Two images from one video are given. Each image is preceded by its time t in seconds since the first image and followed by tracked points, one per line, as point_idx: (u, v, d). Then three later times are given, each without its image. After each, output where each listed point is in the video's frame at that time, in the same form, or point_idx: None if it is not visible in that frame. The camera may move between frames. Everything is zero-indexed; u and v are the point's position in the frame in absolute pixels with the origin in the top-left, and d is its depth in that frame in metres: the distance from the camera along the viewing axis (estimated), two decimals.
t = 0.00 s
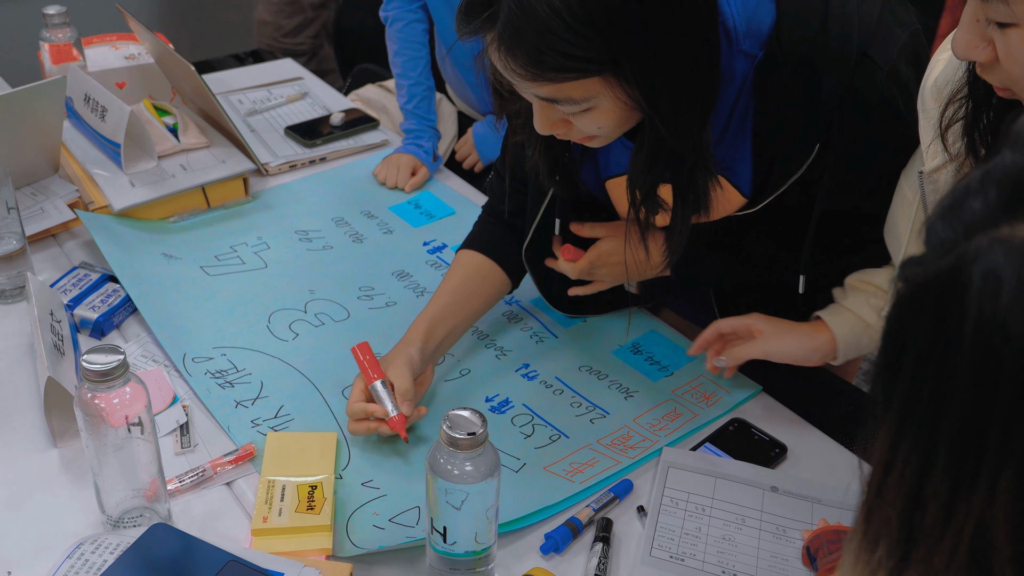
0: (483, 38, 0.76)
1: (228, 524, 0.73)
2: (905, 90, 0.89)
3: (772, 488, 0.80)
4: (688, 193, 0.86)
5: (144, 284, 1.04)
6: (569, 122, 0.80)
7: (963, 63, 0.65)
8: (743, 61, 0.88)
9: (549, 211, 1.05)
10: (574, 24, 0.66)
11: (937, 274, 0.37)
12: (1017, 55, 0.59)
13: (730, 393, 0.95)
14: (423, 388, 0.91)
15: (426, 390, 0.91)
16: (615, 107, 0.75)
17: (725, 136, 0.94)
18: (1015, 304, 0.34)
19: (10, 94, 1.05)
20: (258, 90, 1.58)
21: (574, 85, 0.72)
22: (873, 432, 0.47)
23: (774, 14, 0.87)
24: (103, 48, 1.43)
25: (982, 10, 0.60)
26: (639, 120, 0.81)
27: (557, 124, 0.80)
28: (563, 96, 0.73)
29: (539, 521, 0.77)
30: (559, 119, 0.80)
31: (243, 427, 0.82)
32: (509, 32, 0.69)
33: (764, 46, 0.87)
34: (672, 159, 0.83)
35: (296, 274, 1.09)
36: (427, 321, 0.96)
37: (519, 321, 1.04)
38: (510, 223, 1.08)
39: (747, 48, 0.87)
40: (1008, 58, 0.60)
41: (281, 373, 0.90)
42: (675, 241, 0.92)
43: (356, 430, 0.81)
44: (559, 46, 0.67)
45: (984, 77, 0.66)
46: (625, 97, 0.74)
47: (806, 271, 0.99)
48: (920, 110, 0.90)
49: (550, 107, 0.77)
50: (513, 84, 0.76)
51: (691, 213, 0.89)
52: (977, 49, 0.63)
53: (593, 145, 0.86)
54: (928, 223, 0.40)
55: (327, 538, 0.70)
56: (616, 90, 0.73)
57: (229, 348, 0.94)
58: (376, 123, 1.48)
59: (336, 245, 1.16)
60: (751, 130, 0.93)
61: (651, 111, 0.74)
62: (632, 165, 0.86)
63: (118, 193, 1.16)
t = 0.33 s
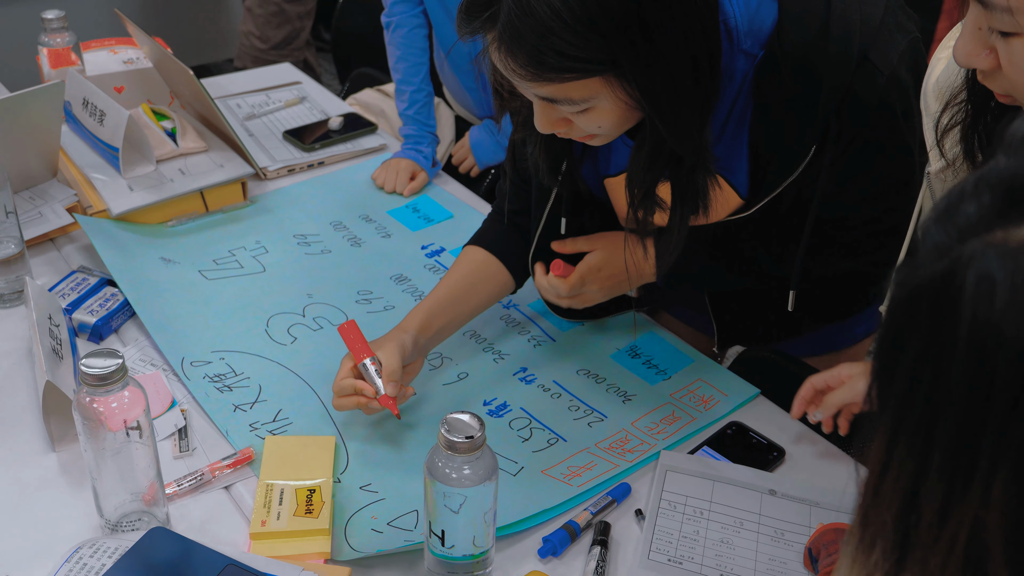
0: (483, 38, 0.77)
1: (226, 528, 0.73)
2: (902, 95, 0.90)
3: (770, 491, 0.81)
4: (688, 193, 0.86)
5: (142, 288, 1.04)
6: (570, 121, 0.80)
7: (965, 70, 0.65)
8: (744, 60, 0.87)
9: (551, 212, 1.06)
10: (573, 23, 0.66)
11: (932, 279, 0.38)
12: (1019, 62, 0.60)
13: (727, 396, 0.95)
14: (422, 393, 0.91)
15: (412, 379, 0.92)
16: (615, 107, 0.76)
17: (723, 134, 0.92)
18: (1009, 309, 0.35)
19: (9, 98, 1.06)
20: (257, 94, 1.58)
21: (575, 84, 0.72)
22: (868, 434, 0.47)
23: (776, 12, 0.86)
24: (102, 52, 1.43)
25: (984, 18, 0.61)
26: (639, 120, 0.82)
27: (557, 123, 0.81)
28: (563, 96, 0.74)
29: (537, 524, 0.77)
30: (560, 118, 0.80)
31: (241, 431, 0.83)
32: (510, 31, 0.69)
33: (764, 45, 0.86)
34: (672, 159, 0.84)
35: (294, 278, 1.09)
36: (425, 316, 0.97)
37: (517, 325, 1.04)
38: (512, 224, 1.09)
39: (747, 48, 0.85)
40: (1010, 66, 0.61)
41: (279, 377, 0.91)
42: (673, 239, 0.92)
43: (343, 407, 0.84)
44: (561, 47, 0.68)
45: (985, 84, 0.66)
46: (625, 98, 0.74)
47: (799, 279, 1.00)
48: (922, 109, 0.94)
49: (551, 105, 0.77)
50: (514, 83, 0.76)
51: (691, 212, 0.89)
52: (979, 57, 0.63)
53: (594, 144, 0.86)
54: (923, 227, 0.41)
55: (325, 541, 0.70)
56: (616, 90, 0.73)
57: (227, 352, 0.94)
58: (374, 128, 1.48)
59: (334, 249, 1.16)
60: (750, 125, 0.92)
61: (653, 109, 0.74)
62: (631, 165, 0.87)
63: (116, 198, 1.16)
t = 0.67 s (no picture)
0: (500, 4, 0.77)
1: (223, 535, 0.73)
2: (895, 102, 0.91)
3: (766, 496, 0.81)
4: (704, 171, 0.87)
5: (140, 295, 1.04)
6: (586, 93, 0.79)
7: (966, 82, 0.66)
8: (757, 39, 0.88)
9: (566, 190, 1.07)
10: None
11: (924, 284, 0.38)
12: None
13: (723, 401, 0.95)
14: (419, 398, 0.91)
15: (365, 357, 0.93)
16: (633, 77, 0.76)
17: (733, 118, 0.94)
18: (1001, 313, 0.35)
19: (6, 105, 1.06)
20: (253, 101, 1.59)
21: (594, 52, 0.72)
22: (861, 439, 0.48)
23: None
24: (98, 60, 1.43)
25: (988, 35, 0.61)
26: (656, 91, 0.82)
27: (574, 94, 0.80)
28: (581, 63, 0.73)
29: (534, 530, 0.77)
30: (577, 89, 0.79)
31: (238, 437, 0.83)
32: None
33: (779, 27, 0.87)
34: (688, 131, 0.84)
35: (291, 284, 1.09)
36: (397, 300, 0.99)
37: (514, 330, 1.05)
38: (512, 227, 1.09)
39: (763, 27, 0.87)
40: (1014, 80, 0.61)
41: (277, 384, 0.91)
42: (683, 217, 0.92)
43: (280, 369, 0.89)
44: (583, 10, 0.68)
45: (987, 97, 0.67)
46: (643, 64, 0.75)
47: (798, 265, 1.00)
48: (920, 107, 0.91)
49: (568, 74, 0.77)
50: (531, 51, 0.76)
51: (706, 188, 0.89)
52: (983, 72, 0.64)
53: (608, 119, 0.86)
54: (915, 232, 0.41)
55: (322, 547, 0.70)
56: (634, 56, 0.74)
57: (224, 359, 0.94)
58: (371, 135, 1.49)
59: (331, 255, 1.17)
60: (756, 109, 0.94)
61: (671, 81, 0.76)
62: (647, 141, 0.87)
63: (113, 205, 1.16)
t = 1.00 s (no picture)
0: None
1: (220, 545, 0.73)
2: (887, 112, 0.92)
3: (761, 505, 0.81)
4: (730, 165, 0.88)
5: (136, 305, 1.04)
6: (605, 76, 0.80)
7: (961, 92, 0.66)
8: (776, 40, 0.87)
9: (572, 176, 1.07)
10: None
11: (914, 293, 0.39)
12: None
13: (719, 409, 0.96)
14: (416, 408, 0.91)
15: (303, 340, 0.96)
16: (653, 58, 0.77)
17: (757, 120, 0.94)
18: (990, 323, 0.36)
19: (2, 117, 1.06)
20: (250, 112, 1.60)
21: (616, 30, 0.73)
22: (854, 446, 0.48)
23: None
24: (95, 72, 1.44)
25: (995, 33, 0.57)
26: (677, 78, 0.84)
27: (591, 78, 0.80)
28: (603, 41, 0.74)
29: (530, 539, 0.78)
30: (595, 72, 0.80)
31: (235, 447, 0.83)
32: None
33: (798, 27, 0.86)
34: (710, 115, 0.86)
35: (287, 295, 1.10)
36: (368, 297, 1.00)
37: (510, 339, 1.05)
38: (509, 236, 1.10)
39: (782, 28, 0.86)
40: (1019, 82, 0.57)
41: (274, 394, 0.91)
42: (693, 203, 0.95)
43: (220, 343, 0.91)
44: None
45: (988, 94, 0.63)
46: (663, 46, 0.76)
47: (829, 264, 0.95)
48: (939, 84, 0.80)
49: (589, 55, 0.77)
50: (553, 29, 0.76)
51: (733, 180, 0.89)
52: (987, 70, 0.59)
53: (624, 107, 0.87)
54: (904, 242, 0.41)
55: (319, 556, 0.70)
56: (656, 38, 0.75)
57: (221, 369, 0.94)
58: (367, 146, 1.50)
59: (328, 266, 1.17)
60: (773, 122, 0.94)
61: (692, 65, 0.77)
62: (671, 133, 0.89)
63: (110, 216, 1.17)
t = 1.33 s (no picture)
0: None
1: (218, 552, 0.73)
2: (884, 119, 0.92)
3: (761, 511, 0.81)
4: (732, 162, 0.89)
5: (135, 312, 1.04)
6: (613, 76, 0.80)
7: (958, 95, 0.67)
8: (786, 44, 0.88)
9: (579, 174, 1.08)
10: None
11: (911, 302, 0.39)
12: None
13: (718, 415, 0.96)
14: (415, 414, 0.91)
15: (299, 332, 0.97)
16: (660, 58, 0.77)
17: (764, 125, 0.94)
18: (988, 332, 0.36)
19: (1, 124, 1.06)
20: (247, 119, 1.60)
21: (624, 31, 0.73)
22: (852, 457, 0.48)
23: None
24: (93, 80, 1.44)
25: (993, 30, 0.57)
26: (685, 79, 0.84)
27: (599, 77, 0.80)
28: (610, 40, 0.74)
29: (529, 546, 0.77)
30: (602, 72, 0.80)
31: (234, 454, 0.83)
32: None
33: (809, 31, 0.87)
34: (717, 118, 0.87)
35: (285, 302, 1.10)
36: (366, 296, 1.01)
37: (509, 346, 1.05)
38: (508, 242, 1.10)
39: (793, 31, 0.87)
40: (1016, 77, 0.58)
41: (272, 401, 0.91)
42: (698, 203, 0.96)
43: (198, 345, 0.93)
44: None
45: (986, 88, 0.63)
46: (671, 45, 0.76)
47: (828, 283, 0.95)
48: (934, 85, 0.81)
49: (596, 54, 0.77)
50: (561, 27, 0.77)
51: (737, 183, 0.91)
52: (985, 65, 0.60)
53: (633, 109, 0.87)
54: (902, 250, 0.42)
55: (318, 564, 0.70)
56: (664, 37, 0.75)
57: (219, 376, 0.94)
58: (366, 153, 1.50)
59: (326, 272, 1.17)
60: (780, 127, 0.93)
61: (700, 65, 0.77)
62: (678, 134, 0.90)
63: (108, 223, 1.17)
